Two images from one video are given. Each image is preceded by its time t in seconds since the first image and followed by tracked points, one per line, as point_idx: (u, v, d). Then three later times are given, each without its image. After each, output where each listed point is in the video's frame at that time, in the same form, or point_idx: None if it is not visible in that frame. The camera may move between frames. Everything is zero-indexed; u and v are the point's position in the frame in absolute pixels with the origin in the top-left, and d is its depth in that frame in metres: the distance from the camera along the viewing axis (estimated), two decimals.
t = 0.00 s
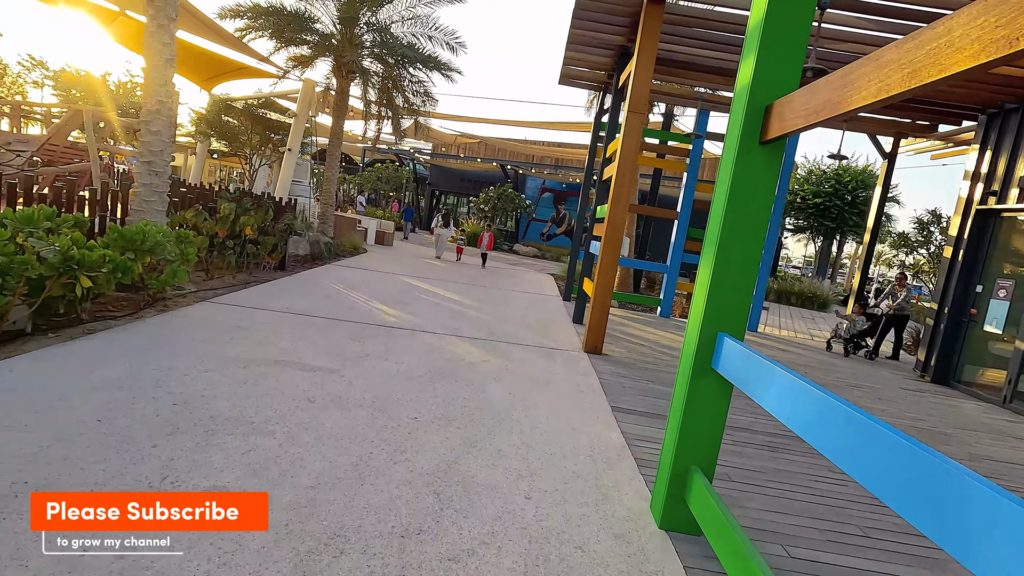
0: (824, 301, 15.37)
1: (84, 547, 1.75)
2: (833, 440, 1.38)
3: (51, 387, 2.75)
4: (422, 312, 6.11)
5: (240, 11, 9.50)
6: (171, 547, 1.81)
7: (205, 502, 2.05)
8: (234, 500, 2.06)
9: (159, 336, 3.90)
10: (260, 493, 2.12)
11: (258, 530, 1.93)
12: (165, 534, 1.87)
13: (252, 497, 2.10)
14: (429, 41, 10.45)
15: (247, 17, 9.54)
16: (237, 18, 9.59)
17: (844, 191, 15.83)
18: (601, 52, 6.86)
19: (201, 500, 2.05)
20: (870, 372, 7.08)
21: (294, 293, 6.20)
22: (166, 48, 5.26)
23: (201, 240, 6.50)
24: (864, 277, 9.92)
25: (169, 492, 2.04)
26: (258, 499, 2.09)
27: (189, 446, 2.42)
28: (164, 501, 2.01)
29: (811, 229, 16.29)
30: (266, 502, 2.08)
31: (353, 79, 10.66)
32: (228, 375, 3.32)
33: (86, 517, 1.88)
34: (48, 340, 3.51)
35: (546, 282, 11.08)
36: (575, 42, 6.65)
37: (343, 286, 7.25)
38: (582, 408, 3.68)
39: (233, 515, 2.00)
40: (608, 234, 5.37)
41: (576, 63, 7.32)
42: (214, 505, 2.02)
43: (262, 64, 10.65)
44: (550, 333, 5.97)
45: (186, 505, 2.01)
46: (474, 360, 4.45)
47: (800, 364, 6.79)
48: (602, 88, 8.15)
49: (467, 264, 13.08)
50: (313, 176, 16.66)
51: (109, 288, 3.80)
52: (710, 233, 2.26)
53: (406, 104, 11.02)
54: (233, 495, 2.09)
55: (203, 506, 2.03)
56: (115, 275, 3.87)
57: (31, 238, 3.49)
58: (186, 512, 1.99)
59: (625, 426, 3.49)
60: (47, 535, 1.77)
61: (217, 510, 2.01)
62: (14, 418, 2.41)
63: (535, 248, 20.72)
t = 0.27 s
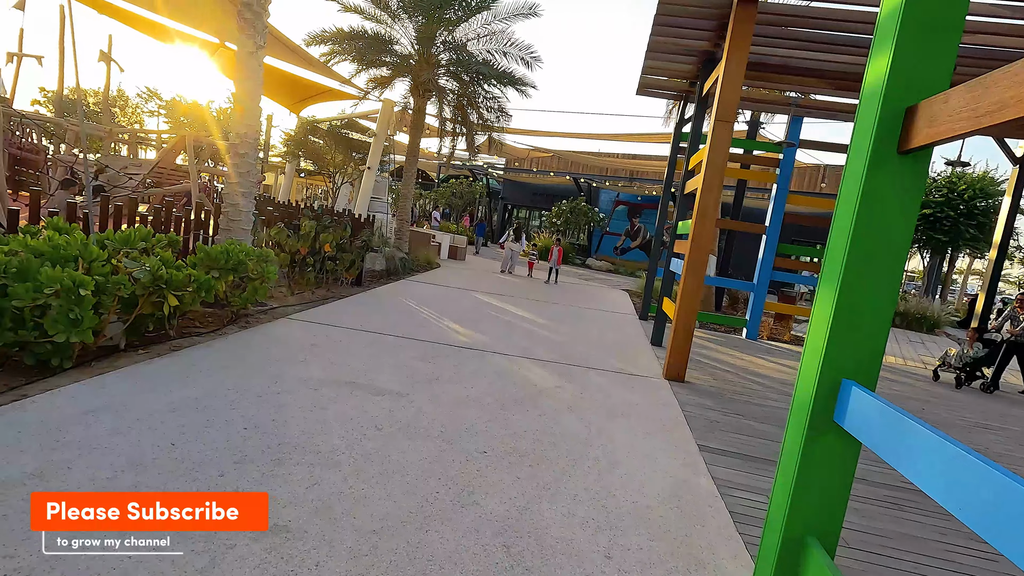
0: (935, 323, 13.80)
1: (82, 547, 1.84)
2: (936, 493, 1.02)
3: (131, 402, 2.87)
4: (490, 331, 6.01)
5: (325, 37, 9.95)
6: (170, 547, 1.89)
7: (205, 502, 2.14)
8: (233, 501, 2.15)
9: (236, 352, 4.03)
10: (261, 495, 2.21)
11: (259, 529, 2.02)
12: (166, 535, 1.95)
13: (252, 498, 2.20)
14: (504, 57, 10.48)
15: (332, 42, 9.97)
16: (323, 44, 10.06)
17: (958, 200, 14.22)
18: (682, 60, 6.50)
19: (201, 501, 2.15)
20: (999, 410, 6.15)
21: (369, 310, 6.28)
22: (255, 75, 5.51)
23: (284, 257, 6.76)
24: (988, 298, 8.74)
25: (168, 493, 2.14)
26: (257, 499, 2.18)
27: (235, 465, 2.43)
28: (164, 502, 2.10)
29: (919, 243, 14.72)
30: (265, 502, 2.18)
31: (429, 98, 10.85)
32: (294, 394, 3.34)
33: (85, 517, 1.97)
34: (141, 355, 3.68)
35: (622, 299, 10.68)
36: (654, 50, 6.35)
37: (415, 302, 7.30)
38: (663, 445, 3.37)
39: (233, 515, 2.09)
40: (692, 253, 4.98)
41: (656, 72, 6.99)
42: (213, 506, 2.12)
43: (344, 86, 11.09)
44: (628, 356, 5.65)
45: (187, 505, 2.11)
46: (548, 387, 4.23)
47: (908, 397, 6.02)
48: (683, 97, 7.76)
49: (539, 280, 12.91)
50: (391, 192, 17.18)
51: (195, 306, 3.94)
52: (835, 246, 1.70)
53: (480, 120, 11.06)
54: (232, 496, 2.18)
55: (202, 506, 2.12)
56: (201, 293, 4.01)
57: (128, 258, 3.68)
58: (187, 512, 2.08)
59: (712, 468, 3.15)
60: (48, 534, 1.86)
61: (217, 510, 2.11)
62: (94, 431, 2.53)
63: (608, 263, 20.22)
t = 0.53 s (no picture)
0: None
1: (84, 547, 1.92)
2: None
3: (207, 418, 2.95)
4: (567, 350, 5.77)
5: (410, 57, 10.24)
6: (169, 545, 1.97)
7: (205, 502, 2.23)
8: (233, 501, 2.24)
9: (314, 369, 4.08)
10: (259, 494, 2.30)
11: (258, 529, 2.10)
12: (166, 535, 2.03)
13: (252, 498, 2.28)
14: (586, 68, 10.28)
15: (417, 62, 10.24)
16: (409, 64, 10.35)
17: None
18: (783, 60, 5.97)
19: (200, 501, 2.23)
20: None
21: (448, 326, 6.25)
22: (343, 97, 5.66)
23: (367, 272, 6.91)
24: None
25: (169, 493, 2.23)
26: (257, 500, 2.27)
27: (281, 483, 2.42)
28: (164, 502, 2.19)
29: None
30: (263, 502, 2.27)
31: (509, 112, 10.84)
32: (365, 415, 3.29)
33: (85, 516, 2.06)
34: (231, 370, 3.79)
35: (709, 317, 10.06)
36: (752, 51, 5.88)
37: (493, 318, 7.20)
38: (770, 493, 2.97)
39: (233, 515, 2.18)
40: (800, 272, 4.48)
41: (750, 76, 6.51)
42: (213, 505, 2.21)
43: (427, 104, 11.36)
44: (720, 383, 5.20)
45: (186, 505, 2.20)
46: (634, 416, 3.90)
47: None
48: (780, 102, 7.18)
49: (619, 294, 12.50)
50: (471, 206, 17.43)
51: (282, 323, 4.03)
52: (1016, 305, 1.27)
53: (560, 132, 10.90)
54: (231, 496, 2.27)
55: (202, 506, 2.21)
56: (287, 311, 4.10)
57: (221, 276, 3.81)
58: (186, 511, 2.17)
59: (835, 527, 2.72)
60: (50, 535, 1.94)
61: (217, 509, 2.20)
62: (168, 446, 2.60)
63: (692, 277, 19.31)
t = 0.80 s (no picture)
0: None
1: (84, 546, 1.96)
2: None
3: (283, 432, 2.99)
4: (653, 370, 5.41)
5: (496, 69, 10.27)
6: (169, 544, 2.02)
7: (205, 503, 2.29)
8: (233, 501, 2.30)
9: (394, 384, 4.06)
10: (258, 494, 2.36)
11: (258, 529, 2.15)
12: (166, 535, 2.08)
13: (251, 498, 2.34)
14: (677, 70, 9.79)
15: (502, 73, 10.26)
16: (494, 75, 10.39)
17: None
18: (912, 50, 5.26)
19: (200, 502, 2.29)
20: None
21: (530, 341, 6.08)
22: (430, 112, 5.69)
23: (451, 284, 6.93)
24: None
25: (168, 493, 2.29)
26: (257, 500, 2.32)
27: (334, 502, 2.38)
28: (163, 502, 2.25)
29: None
30: (263, 502, 2.32)
31: (595, 120, 10.58)
32: (437, 435, 3.20)
33: (86, 516, 2.12)
34: (319, 385, 3.83)
35: (813, 335, 9.19)
36: (873, 41, 5.22)
37: (575, 333, 6.95)
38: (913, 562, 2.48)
39: (233, 515, 2.23)
40: (939, 294, 3.86)
41: (868, 69, 5.82)
42: (212, 505, 2.27)
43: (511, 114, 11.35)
44: (834, 415, 4.61)
45: (185, 506, 2.25)
46: (737, 452, 3.52)
47: None
48: (904, 97, 6.39)
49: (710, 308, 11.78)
50: (555, 215, 17.30)
51: (367, 338, 4.04)
52: None
53: (647, 139, 10.47)
54: (232, 497, 2.33)
55: (202, 507, 2.26)
56: (372, 326, 4.11)
57: (311, 292, 3.86)
58: (186, 511, 2.22)
59: None
60: (49, 535, 1.99)
61: (216, 510, 2.25)
62: (239, 458, 2.65)
63: (791, 289, 17.94)
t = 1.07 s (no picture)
0: None
1: (83, 547, 1.98)
2: None
3: (319, 445, 2.91)
4: (712, 388, 5.06)
5: (548, 72, 10.10)
6: (169, 544, 2.04)
7: (204, 503, 2.30)
8: (232, 501, 2.32)
9: (437, 397, 3.93)
10: (257, 494, 2.37)
11: (258, 529, 2.16)
12: (166, 535, 2.10)
13: (252, 498, 2.35)
14: (739, 70, 9.31)
15: (554, 77, 10.06)
16: (546, 79, 10.22)
17: None
18: (1016, 38, 4.69)
19: (199, 502, 2.30)
20: None
21: (582, 354, 5.82)
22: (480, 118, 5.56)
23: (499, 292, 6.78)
24: None
25: (168, 494, 2.31)
26: (256, 500, 2.34)
27: (357, 520, 2.29)
28: (162, 503, 2.26)
29: None
30: (262, 502, 2.34)
31: (651, 123, 10.22)
32: (478, 453, 3.04)
33: (85, 516, 2.12)
34: (364, 398, 3.72)
35: (891, 351, 8.46)
36: (967, 29, 4.71)
37: (628, 345, 6.64)
38: None
39: (233, 515, 2.25)
40: None
41: (961, 60, 5.26)
42: (213, 506, 2.29)
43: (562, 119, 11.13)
44: (922, 445, 4.12)
45: (185, 506, 2.26)
46: (814, 488, 3.17)
47: None
48: (1003, 91, 5.75)
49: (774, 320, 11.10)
50: (607, 221, 16.93)
51: (413, 349, 3.91)
52: None
53: (706, 142, 10.01)
54: (231, 497, 2.34)
55: (202, 507, 2.28)
56: (417, 337, 3.98)
57: (357, 302, 3.78)
58: (186, 512, 2.23)
59: None
60: (48, 536, 2.00)
61: (217, 510, 2.26)
62: (270, 469, 2.59)
63: (861, 299, 16.79)
